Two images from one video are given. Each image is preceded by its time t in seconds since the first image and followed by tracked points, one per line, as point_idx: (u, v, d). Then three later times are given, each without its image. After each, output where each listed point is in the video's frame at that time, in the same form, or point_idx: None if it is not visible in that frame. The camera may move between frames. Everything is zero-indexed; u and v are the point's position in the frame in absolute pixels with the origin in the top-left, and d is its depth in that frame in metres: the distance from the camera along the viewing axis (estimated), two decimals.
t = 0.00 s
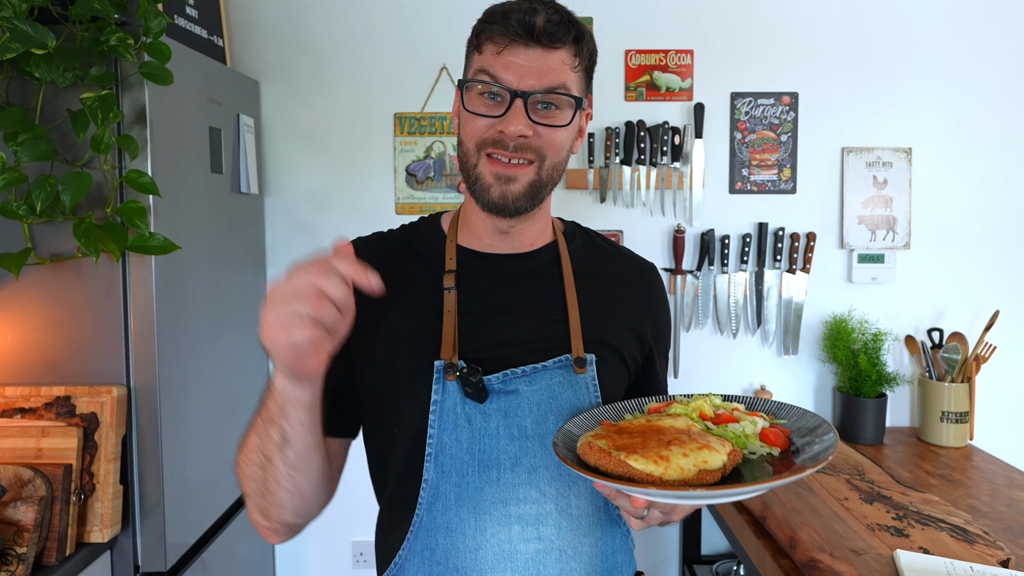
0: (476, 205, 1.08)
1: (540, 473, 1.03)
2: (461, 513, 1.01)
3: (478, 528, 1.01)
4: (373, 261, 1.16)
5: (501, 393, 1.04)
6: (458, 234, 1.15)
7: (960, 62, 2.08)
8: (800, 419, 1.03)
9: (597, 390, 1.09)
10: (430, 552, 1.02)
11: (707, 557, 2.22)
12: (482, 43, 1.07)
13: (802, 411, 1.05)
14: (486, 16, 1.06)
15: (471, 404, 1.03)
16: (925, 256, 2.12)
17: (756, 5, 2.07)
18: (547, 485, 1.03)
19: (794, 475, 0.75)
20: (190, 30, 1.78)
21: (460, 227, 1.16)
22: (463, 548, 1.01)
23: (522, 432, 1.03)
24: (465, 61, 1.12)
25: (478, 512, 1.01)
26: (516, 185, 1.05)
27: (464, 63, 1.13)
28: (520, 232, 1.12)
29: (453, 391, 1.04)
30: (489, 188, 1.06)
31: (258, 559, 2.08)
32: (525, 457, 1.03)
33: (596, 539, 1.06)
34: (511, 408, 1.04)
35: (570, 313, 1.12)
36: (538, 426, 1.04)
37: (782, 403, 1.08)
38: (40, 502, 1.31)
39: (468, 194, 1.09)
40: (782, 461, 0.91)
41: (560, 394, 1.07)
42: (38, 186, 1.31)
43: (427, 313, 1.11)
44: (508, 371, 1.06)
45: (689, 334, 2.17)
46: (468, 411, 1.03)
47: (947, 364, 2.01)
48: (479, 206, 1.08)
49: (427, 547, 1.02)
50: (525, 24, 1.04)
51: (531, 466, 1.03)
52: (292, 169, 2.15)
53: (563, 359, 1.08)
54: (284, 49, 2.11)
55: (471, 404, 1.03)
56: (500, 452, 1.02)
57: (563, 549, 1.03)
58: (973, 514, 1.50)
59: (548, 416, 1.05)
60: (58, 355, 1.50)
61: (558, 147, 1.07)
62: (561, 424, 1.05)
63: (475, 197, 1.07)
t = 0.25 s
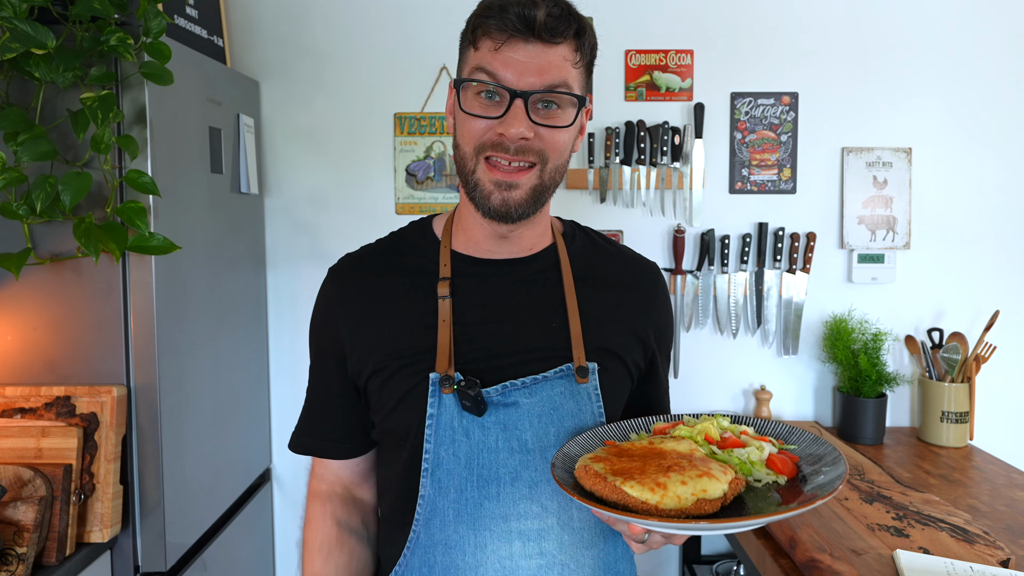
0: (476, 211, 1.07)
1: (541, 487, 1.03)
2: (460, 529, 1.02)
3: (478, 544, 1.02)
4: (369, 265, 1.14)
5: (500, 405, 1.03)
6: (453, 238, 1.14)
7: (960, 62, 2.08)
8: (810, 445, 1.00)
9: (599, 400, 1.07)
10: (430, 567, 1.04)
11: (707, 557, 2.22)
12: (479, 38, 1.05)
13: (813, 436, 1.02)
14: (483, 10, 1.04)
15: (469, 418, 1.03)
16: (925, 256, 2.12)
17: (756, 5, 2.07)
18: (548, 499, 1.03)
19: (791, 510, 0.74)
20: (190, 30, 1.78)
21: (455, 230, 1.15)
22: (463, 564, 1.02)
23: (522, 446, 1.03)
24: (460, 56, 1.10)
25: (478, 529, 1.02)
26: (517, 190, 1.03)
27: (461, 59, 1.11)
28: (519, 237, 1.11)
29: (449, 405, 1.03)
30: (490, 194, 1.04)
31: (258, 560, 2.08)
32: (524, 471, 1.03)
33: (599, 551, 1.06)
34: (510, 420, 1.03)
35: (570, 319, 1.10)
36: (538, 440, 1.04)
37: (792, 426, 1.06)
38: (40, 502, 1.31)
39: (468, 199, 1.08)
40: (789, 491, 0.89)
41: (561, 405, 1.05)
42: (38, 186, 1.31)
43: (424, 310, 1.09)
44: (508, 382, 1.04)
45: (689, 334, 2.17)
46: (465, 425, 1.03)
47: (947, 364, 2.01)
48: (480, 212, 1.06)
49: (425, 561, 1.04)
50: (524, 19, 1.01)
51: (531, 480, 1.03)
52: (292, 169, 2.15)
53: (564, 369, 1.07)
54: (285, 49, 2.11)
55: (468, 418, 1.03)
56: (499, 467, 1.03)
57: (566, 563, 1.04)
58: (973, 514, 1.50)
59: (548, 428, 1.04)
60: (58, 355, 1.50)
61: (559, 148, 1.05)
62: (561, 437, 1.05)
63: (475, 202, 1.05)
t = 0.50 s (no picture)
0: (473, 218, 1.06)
1: (539, 499, 1.02)
2: (456, 542, 1.02)
3: (474, 558, 1.02)
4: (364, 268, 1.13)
5: (495, 413, 1.03)
6: (448, 241, 1.14)
7: (960, 62, 2.08)
8: (823, 461, 0.92)
9: (598, 406, 1.07)
10: None
11: (707, 557, 2.22)
12: (473, 38, 1.03)
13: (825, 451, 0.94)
14: (478, 9, 1.02)
15: (463, 427, 1.03)
16: (925, 256, 2.12)
17: (756, 5, 2.07)
18: (546, 511, 1.02)
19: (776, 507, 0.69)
20: (190, 30, 1.78)
21: (450, 233, 1.14)
22: None
23: (518, 455, 1.03)
24: (453, 55, 1.08)
25: (474, 542, 1.02)
26: (513, 197, 1.02)
27: (455, 58, 1.08)
28: (518, 241, 1.10)
29: (443, 413, 1.03)
30: (486, 202, 1.03)
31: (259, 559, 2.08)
32: (521, 482, 1.02)
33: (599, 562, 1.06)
34: (505, 429, 1.03)
35: (569, 324, 1.09)
36: (535, 449, 1.03)
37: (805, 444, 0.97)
38: (40, 502, 1.31)
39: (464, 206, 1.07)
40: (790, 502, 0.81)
41: (558, 413, 1.05)
42: (38, 186, 1.31)
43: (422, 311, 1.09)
44: (502, 390, 1.04)
45: (689, 333, 2.17)
46: (460, 434, 1.03)
47: (947, 364, 2.01)
48: (476, 219, 1.05)
49: None
50: (521, 18, 0.99)
51: (528, 492, 1.02)
52: (292, 169, 2.15)
53: (560, 375, 1.06)
54: (285, 49, 2.11)
55: (462, 426, 1.03)
56: (495, 477, 1.02)
57: None
58: (973, 514, 1.50)
59: (545, 437, 1.04)
60: (58, 355, 1.50)
61: (557, 152, 1.04)
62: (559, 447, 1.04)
63: (471, 210, 1.04)
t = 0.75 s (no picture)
0: (484, 213, 1.02)
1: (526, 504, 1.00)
2: (443, 545, 1.02)
3: (461, 562, 1.01)
4: (358, 263, 1.14)
5: (482, 414, 1.02)
6: (442, 238, 1.14)
7: (961, 62, 2.08)
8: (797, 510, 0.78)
9: (590, 409, 1.04)
10: None
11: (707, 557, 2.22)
12: (470, 28, 1.00)
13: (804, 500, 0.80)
14: None
15: (450, 427, 1.02)
16: (925, 256, 2.12)
17: (756, 5, 2.07)
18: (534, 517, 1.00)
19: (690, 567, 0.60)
20: (190, 30, 1.78)
21: (445, 230, 1.14)
22: None
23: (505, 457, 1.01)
24: (447, 48, 1.05)
25: (461, 545, 1.01)
26: (527, 186, 0.99)
27: (447, 51, 1.05)
28: (511, 238, 1.09)
29: (430, 412, 1.02)
30: (500, 193, 0.99)
31: (259, 559, 2.08)
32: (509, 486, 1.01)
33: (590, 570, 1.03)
34: (493, 430, 1.02)
35: (562, 325, 1.07)
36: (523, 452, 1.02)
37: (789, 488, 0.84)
38: (40, 502, 1.32)
39: (473, 203, 1.03)
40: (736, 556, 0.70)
41: (548, 414, 1.03)
42: (38, 186, 1.31)
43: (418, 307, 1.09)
44: (489, 390, 1.02)
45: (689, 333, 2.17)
46: (447, 434, 1.02)
47: (947, 364, 2.01)
48: (488, 213, 1.01)
49: None
50: (520, 4, 0.96)
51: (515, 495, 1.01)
52: (293, 169, 2.15)
53: (551, 376, 1.04)
54: (285, 49, 2.11)
55: (449, 426, 1.02)
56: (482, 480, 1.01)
57: None
58: (972, 514, 1.50)
59: (534, 439, 1.02)
60: (58, 355, 1.50)
61: (564, 139, 1.01)
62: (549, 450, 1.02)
63: (482, 205, 1.01)
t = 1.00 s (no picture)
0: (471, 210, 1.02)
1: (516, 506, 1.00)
2: (432, 545, 1.02)
3: (450, 562, 1.02)
4: (355, 261, 1.14)
5: (474, 415, 1.02)
6: (437, 235, 1.13)
7: (961, 62, 2.08)
8: (752, 489, 0.83)
9: (583, 411, 1.04)
10: None
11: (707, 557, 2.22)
12: (462, 25, 0.99)
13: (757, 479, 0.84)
14: None
15: (441, 428, 1.02)
16: (925, 256, 2.12)
17: (757, 5, 2.07)
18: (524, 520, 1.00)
19: None
20: (191, 30, 1.78)
21: (440, 228, 1.14)
22: None
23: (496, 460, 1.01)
24: (441, 45, 1.04)
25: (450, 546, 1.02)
26: (514, 184, 0.99)
27: (441, 47, 1.04)
28: (507, 237, 1.09)
29: (422, 412, 1.02)
30: (486, 189, 0.99)
31: (259, 560, 2.08)
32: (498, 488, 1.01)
33: None
34: (484, 431, 1.02)
35: (556, 326, 1.07)
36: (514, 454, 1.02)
37: (745, 462, 0.89)
38: (40, 502, 1.31)
39: (460, 198, 1.03)
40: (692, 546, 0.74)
41: (539, 416, 1.03)
42: (38, 186, 1.31)
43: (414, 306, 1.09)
44: (480, 391, 1.02)
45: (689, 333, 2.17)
46: (438, 435, 1.02)
47: (947, 364, 2.01)
48: (475, 210, 1.01)
49: None
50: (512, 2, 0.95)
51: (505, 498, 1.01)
52: (293, 169, 2.15)
53: (544, 378, 1.04)
54: (285, 49, 2.11)
55: (440, 427, 1.02)
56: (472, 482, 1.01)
57: None
58: (973, 514, 1.50)
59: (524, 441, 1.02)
60: (58, 355, 1.50)
61: (555, 140, 1.00)
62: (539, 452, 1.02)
63: (469, 201, 1.01)
